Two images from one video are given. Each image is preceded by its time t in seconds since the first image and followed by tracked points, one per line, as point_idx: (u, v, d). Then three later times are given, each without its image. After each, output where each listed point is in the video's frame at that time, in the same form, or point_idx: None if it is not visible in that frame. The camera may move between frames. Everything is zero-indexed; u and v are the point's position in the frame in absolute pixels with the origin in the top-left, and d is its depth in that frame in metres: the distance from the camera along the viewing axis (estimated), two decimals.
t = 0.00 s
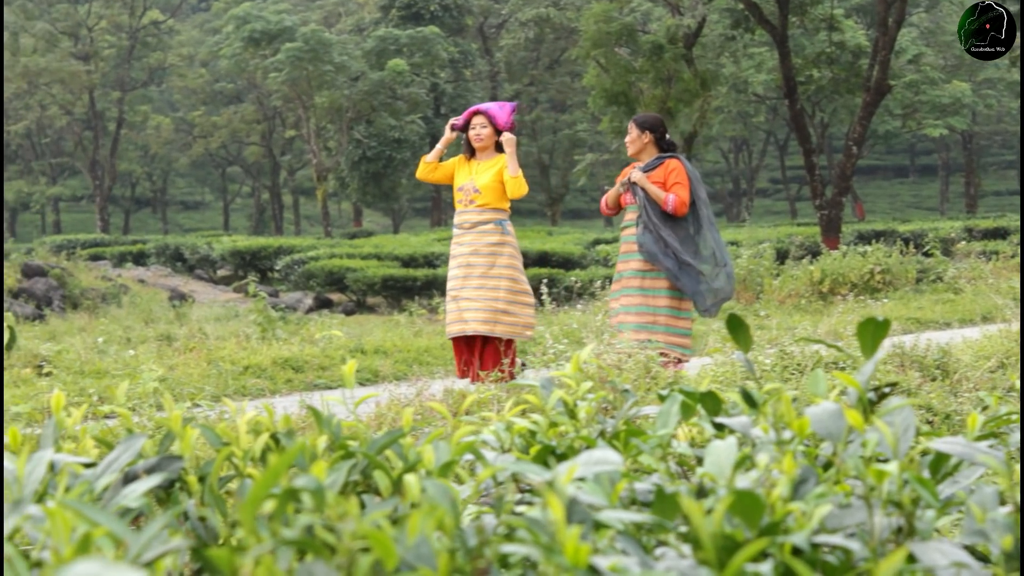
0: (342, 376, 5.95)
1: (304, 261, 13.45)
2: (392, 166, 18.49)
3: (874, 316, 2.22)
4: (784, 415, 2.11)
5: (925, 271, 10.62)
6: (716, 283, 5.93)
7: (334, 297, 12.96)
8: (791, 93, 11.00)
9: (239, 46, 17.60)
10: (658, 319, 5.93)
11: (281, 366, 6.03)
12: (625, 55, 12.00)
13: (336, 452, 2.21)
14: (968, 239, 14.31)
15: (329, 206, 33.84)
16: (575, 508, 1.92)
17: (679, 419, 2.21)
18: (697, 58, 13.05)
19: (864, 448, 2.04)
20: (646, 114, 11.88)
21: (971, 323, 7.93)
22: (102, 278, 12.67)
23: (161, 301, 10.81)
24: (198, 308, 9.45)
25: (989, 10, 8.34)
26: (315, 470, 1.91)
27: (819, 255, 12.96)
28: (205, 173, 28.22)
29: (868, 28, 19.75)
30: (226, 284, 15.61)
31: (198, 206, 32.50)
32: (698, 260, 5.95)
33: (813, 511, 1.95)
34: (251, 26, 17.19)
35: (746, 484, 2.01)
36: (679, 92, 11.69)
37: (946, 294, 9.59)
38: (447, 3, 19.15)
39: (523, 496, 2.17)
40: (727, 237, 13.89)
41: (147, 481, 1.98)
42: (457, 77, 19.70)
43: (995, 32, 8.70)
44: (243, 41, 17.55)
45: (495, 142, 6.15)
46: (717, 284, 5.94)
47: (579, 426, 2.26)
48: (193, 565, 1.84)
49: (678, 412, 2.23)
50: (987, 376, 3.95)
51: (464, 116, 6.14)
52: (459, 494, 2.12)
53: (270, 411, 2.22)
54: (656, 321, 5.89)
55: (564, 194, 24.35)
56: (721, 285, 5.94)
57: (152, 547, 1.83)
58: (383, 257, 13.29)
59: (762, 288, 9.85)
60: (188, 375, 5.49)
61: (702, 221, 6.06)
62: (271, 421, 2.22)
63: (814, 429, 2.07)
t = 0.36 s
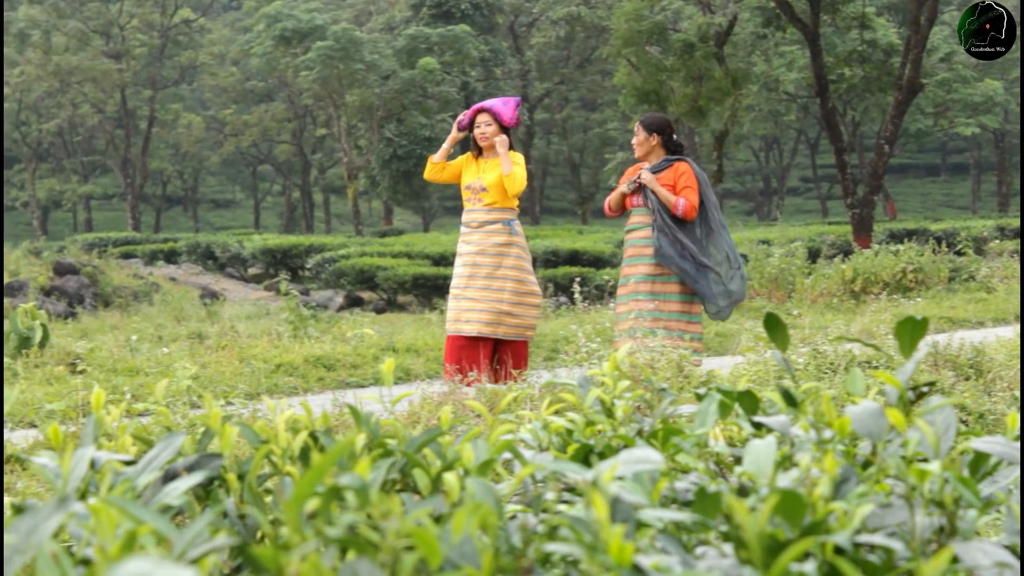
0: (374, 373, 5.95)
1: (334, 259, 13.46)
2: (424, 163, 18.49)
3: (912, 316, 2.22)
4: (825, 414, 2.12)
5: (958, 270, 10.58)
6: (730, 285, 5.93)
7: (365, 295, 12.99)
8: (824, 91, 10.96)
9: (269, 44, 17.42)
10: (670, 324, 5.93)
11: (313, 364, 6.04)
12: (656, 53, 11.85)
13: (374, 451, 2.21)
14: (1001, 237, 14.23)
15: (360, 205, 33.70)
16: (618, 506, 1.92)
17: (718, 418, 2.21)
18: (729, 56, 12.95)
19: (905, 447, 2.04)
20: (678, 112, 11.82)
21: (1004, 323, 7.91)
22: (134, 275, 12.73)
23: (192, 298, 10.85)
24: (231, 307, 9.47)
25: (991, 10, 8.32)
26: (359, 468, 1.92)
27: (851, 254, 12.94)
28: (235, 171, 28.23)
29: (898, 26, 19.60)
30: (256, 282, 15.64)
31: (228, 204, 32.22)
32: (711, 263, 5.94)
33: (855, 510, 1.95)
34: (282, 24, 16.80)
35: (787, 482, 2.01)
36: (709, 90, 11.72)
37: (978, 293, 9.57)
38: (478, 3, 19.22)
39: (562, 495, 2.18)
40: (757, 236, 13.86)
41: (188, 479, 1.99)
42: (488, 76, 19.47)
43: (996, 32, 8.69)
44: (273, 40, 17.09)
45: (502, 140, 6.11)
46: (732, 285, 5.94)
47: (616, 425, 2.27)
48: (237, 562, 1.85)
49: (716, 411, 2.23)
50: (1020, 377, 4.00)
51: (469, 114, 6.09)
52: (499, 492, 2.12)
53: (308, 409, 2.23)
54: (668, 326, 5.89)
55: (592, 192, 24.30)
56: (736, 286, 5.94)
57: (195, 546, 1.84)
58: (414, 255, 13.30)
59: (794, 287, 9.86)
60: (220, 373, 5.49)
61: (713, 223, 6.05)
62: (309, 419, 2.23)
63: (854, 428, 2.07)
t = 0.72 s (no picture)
0: (406, 374, 5.94)
1: (364, 261, 13.44)
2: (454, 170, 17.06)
3: (948, 318, 2.21)
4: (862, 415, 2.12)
5: (989, 272, 10.50)
6: (716, 288, 5.88)
7: (394, 296, 12.95)
8: (853, 92, 10.89)
9: (298, 46, 17.13)
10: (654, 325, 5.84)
11: (343, 365, 6.05)
12: (686, 55, 11.66)
13: (410, 452, 2.23)
14: None
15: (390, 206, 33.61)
16: (658, 508, 1.93)
17: (753, 420, 2.22)
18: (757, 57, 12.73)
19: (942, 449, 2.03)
20: (708, 113, 11.53)
21: None
22: (164, 277, 12.79)
23: (222, 300, 10.88)
24: (260, 307, 9.52)
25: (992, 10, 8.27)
26: (399, 470, 1.93)
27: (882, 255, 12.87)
28: (265, 172, 28.22)
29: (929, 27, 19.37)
30: (286, 283, 15.67)
31: (258, 206, 32.32)
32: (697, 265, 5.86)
33: (893, 513, 1.95)
34: (312, 26, 16.45)
35: (825, 485, 2.01)
36: (740, 91, 11.28)
37: (1009, 295, 9.50)
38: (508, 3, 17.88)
39: (597, 498, 2.19)
40: (787, 237, 13.77)
41: (228, 480, 2.00)
42: (517, 77, 18.03)
43: (996, 32, 8.61)
44: (304, 41, 16.80)
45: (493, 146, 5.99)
46: (715, 289, 5.88)
47: (650, 427, 2.27)
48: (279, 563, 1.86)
49: (751, 413, 2.24)
50: None
51: (458, 119, 5.97)
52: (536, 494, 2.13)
53: (344, 411, 2.24)
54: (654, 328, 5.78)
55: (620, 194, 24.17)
56: (719, 290, 5.88)
57: (237, 548, 1.86)
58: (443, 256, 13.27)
59: (825, 288, 9.82)
60: (253, 375, 5.52)
61: (703, 223, 5.95)
62: (345, 421, 2.25)
63: (892, 431, 2.07)
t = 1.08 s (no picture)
0: (432, 376, 5.95)
1: (389, 262, 13.41)
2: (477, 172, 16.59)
3: (980, 320, 2.20)
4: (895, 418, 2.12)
5: (1016, 275, 10.42)
6: (720, 293, 5.84)
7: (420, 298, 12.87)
8: (880, 94, 10.84)
9: (324, 48, 16.57)
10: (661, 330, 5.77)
11: (370, 367, 6.07)
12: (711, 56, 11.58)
13: (441, 454, 2.23)
14: None
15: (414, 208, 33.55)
16: (696, 510, 1.94)
17: (785, 423, 2.22)
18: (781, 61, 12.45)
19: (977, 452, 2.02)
20: (732, 116, 11.25)
21: None
22: (190, 279, 12.82)
23: (247, 302, 10.90)
24: (288, 310, 9.52)
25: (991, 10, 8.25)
26: (437, 472, 1.93)
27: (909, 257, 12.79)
28: (289, 174, 28.15)
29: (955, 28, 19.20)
30: (312, 285, 15.67)
31: (284, 208, 32.37)
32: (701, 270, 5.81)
33: (930, 516, 1.94)
34: (338, 27, 15.97)
35: (858, 485, 2.01)
36: (766, 93, 11.02)
37: None
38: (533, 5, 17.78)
39: (630, 499, 2.19)
40: (813, 239, 13.68)
41: (262, 482, 2.01)
42: (543, 79, 18.17)
43: (996, 32, 8.51)
44: (327, 44, 16.30)
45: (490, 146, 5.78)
46: (720, 294, 5.83)
47: (682, 429, 2.28)
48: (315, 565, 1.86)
49: (783, 416, 2.24)
50: None
51: (452, 121, 5.79)
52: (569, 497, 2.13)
53: (377, 413, 2.25)
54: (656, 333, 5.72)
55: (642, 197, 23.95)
56: (724, 295, 5.83)
57: (275, 550, 1.86)
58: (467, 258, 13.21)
59: (852, 290, 9.77)
60: (281, 376, 5.54)
61: (707, 227, 5.89)
62: (377, 423, 2.25)
63: (927, 433, 2.06)
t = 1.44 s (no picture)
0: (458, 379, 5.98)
1: (415, 266, 13.33)
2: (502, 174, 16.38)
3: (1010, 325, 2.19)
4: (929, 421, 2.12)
5: None
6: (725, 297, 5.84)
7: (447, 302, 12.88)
8: (906, 97, 10.80)
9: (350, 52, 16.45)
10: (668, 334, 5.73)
11: (396, 371, 6.14)
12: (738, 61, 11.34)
13: (473, 458, 2.23)
14: None
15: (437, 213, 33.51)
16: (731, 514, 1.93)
17: (817, 426, 2.22)
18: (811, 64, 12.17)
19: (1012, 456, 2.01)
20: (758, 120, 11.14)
21: None
22: (215, 283, 12.87)
23: (272, 306, 10.94)
24: (313, 314, 9.56)
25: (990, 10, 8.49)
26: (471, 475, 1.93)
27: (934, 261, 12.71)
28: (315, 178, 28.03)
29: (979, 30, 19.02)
30: (338, 289, 15.73)
31: (309, 211, 32.42)
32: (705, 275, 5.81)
33: (965, 520, 1.93)
34: (364, 31, 15.87)
35: (890, 489, 2.01)
36: (792, 96, 10.95)
37: None
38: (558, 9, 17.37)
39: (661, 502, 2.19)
40: (839, 242, 13.60)
41: (296, 486, 2.01)
42: (568, 83, 18.02)
43: (996, 31, 8.82)
44: (354, 49, 16.15)
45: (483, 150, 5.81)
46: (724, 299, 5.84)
47: (714, 433, 2.27)
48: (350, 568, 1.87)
49: (815, 420, 2.24)
50: None
51: (446, 124, 5.81)
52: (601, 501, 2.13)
53: (409, 417, 2.26)
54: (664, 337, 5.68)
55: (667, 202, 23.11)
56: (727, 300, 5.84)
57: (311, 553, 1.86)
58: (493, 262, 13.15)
59: (878, 294, 9.76)
60: (307, 378, 5.58)
61: (710, 232, 5.90)
62: (409, 426, 2.26)
63: (959, 437, 2.06)
